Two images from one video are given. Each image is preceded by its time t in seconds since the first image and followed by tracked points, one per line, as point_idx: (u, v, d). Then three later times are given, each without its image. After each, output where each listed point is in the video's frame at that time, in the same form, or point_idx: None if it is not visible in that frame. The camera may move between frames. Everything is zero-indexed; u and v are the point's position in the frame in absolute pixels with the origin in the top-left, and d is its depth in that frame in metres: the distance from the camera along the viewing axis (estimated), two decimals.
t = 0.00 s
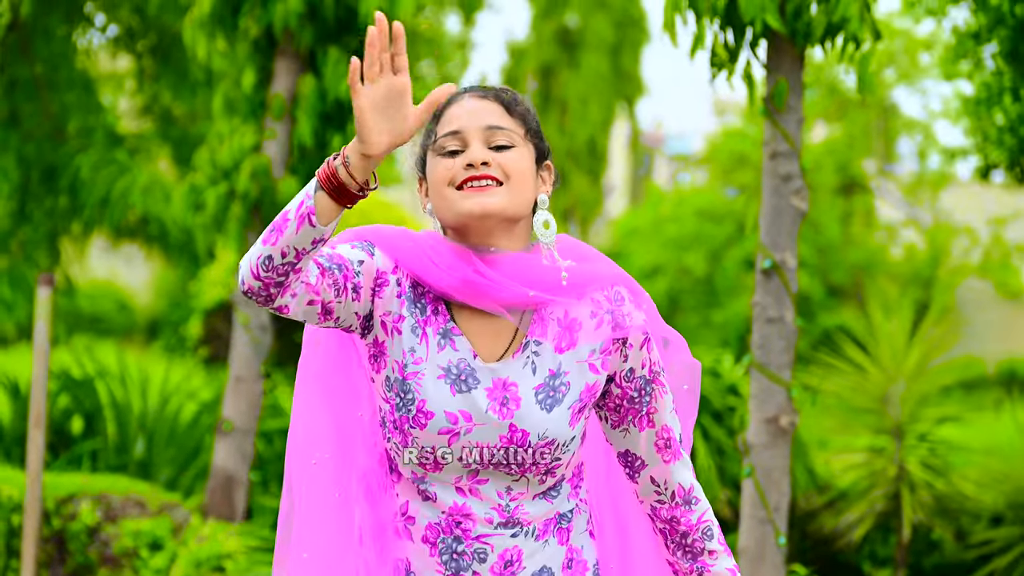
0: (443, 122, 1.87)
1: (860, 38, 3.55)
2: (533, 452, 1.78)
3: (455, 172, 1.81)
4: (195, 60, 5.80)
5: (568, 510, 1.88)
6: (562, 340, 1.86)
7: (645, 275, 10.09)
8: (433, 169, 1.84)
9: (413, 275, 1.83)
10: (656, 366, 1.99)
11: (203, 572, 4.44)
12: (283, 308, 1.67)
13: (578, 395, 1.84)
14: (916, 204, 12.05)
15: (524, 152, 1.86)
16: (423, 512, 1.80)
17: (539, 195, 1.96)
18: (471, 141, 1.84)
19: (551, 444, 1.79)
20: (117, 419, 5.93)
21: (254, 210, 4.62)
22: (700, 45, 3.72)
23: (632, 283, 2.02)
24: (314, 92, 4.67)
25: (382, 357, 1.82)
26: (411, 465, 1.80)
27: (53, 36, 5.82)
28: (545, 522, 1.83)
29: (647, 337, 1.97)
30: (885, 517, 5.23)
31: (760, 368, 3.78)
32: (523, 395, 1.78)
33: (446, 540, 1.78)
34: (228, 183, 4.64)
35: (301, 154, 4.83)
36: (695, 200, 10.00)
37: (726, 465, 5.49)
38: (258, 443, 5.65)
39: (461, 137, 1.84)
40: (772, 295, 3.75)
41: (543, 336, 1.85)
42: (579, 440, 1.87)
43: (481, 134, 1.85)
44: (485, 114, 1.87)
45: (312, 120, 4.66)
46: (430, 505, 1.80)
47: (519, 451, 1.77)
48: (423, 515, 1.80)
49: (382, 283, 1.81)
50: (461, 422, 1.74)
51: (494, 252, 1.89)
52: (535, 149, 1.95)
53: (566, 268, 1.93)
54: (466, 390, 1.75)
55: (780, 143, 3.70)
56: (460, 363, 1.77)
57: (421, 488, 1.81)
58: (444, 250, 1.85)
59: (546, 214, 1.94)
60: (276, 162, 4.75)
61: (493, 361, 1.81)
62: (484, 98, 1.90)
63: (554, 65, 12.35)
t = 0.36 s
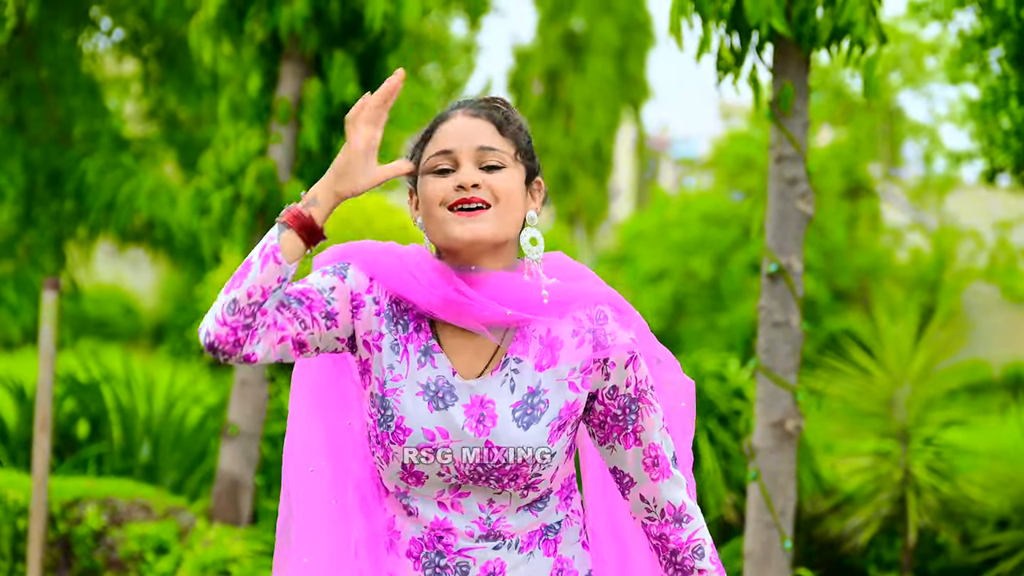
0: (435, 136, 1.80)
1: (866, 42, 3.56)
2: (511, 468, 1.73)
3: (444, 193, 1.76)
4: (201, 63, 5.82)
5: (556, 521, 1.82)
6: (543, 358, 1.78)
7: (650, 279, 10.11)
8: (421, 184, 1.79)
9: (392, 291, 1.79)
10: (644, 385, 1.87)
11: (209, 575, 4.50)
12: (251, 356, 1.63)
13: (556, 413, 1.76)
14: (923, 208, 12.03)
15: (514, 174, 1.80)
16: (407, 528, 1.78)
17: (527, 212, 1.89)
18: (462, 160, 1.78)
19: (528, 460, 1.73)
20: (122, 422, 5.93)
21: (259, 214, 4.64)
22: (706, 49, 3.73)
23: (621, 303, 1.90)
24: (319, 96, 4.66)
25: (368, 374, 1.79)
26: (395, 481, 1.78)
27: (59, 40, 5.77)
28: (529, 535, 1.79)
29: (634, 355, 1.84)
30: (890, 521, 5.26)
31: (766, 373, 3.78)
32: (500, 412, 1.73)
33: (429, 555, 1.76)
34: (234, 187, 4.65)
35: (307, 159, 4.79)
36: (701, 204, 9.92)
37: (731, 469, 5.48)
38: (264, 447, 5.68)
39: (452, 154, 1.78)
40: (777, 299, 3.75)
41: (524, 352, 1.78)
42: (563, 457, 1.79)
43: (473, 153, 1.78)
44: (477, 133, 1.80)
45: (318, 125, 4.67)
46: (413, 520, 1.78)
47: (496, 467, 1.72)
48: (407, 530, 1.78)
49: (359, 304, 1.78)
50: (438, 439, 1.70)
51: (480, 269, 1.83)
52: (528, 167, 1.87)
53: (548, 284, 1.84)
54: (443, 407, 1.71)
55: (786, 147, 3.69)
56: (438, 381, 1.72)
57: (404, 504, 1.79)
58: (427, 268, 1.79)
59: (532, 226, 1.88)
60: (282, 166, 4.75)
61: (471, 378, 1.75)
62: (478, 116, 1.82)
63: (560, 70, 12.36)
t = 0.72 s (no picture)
0: (406, 126, 1.76)
1: (874, 42, 3.56)
2: (447, 440, 1.60)
3: (411, 182, 1.72)
4: (209, 64, 5.84)
5: (519, 511, 1.65)
6: (490, 335, 1.65)
7: (657, 281, 10.11)
8: (390, 174, 1.75)
9: (347, 302, 1.75)
10: (601, 370, 1.66)
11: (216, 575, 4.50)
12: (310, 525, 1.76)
13: (494, 390, 1.61)
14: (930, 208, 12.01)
15: (481, 166, 1.75)
16: (369, 515, 1.69)
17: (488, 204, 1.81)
18: (430, 149, 1.73)
19: (464, 434, 1.60)
20: (130, 423, 5.95)
21: (267, 214, 4.68)
22: (714, 49, 3.74)
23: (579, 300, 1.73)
24: (327, 97, 4.71)
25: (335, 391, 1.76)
26: (356, 469, 1.71)
27: (66, 41, 5.87)
28: (484, 521, 1.63)
29: (589, 340, 1.65)
30: (898, 522, 5.26)
31: (773, 373, 3.79)
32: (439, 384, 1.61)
33: (383, 540, 1.66)
34: (241, 188, 4.67)
35: (315, 159, 4.82)
36: (709, 205, 10.01)
37: (739, 470, 5.52)
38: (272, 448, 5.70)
39: (420, 143, 1.73)
40: (785, 300, 3.76)
41: (471, 330, 1.66)
42: (509, 436, 1.62)
43: (440, 143, 1.73)
44: (446, 124, 1.75)
45: (325, 125, 4.73)
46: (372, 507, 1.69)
47: (434, 440, 1.60)
48: (368, 517, 1.69)
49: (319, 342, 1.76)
50: (379, 414, 1.62)
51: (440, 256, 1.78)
52: (497, 161, 1.80)
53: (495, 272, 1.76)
54: (385, 384, 1.63)
55: (793, 147, 3.71)
56: (384, 361, 1.65)
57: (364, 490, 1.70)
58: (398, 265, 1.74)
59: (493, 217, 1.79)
60: (289, 167, 4.77)
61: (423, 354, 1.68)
62: (448, 107, 1.77)
63: (567, 70, 12.38)
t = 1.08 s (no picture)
0: (385, 126, 1.71)
1: (878, 42, 3.57)
2: (412, 396, 1.62)
3: (398, 186, 1.70)
4: (215, 64, 5.87)
5: (492, 479, 1.64)
6: (463, 301, 1.64)
7: (662, 280, 10.06)
8: (374, 173, 1.72)
9: (356, 291, 1.80)
10: (559, 339, 1.62)
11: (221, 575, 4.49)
12: None
13: (457, 346, 1.61)
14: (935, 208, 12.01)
15: (462, 161, 1.71)
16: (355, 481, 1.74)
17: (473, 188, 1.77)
18: (411, 150, 1.69)
19: (426, 391, 1.61)
20: (135, 422, 5.95)
21: (272, 213, 4.70)
22: (719, 49, 3.75)
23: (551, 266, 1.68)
24: (332, 96, 4.69)
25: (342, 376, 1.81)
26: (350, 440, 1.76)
27: (71, 40, 5.87)
28: (456, 485, 1.63)
29: (550, 309, 1.62)
30: (901, 521, 5.29)
31: (778, 372, 3.79)
32: (408, 343, 1.65)
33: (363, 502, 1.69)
34: (246, 187, 4.68)
35: (319, 158, 4.82)
36: (713, 204, 9.99)
37: (743, 469, 5.49)
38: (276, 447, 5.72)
39: (401, 143, 1.70)
40: (789, 299, 3.77)
41: (446, 298, 1.65)
42: (475, 396, 1.62)
43: (420, 143, 1.69)
44: (424, 124, 1.70)
45: (330, 125, 4.69)
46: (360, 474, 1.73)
47: (402, 397, 1.63)
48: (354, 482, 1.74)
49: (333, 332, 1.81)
50: (360, 375, 1.68)
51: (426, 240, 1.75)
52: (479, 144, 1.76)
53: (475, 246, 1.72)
54: (369, 348, 1.69)
55: (798, 147, 3.70)
56: (372, 331, 1.71)
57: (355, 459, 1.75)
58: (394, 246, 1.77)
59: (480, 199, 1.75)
60: (294, 166, 4.78)
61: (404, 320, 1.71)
62: (424, 106, 1.71)
63: (572, 69, 12.39)
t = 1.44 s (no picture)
0: (388, 143, 1.66)
1: (881, 45, 3.57)
2: (433, 388, 1.59)
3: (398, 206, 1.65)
4: (217, 66, 5.88)
5: (508, 466, 1.63)
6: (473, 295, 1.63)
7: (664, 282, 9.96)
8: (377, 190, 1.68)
9: (355, 296, 1.76)
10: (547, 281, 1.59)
11: None
12: None
13: (475, 337, 1.59)
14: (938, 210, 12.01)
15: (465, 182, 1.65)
16: (366, 479, 1.69)
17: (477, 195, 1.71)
18: (413, 168, 1.64)
19: (447, 381, 1.58)
20: (137, 424, 5.96)
21: (274, 216, 4.71)
22: (721, 50, 3.75)
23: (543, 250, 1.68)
24: (336, 98, 4.69)
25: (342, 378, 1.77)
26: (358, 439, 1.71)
27: (75, 42, 5.92)
28: (475, 476, 1.61)
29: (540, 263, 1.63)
30: (904, 523, 5.28)
31: (781, 374, 3.79)
32: (424, 338, 1.62)
33: (381, 500, 1.65)
34: (249, 189, 4.69)
35: (322, 160, 4.82)
36: (715, 206, 10.02)
37: (746, 472, 5.48)
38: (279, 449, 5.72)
39: (403, 163, 1.64)
40: (792, 301, 3.76)
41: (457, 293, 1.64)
42: (496, 387, 1.59)
43: (422, 163, 1.64)
44: (426, 144, 1.64)
45: (333, 127, 4.69)
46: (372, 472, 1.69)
47: (422, 388, 1.60)
48: (365, 481, 1.68)
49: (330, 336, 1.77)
50: (374, 373, 1.65)
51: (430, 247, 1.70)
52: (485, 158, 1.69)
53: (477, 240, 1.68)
54: (381, 347, 1.66)
55: (800, 149, 3.71)
56: (384, 329, 1.67)
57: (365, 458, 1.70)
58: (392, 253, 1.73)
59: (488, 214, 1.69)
60: (297, 168, 4.80)
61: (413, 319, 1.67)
62: (428, 124, 1.65)
63: (575, 71, 12.40)
